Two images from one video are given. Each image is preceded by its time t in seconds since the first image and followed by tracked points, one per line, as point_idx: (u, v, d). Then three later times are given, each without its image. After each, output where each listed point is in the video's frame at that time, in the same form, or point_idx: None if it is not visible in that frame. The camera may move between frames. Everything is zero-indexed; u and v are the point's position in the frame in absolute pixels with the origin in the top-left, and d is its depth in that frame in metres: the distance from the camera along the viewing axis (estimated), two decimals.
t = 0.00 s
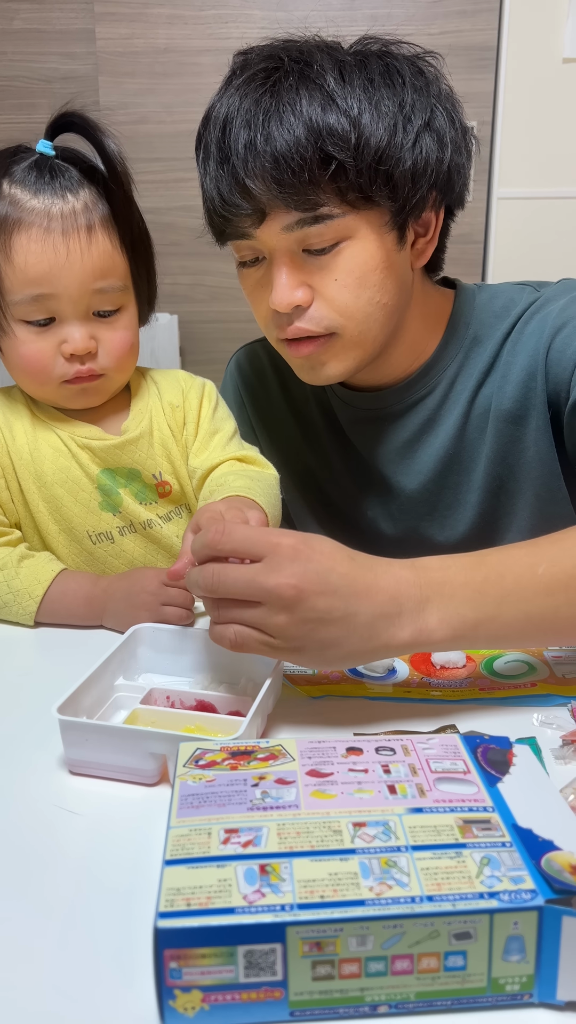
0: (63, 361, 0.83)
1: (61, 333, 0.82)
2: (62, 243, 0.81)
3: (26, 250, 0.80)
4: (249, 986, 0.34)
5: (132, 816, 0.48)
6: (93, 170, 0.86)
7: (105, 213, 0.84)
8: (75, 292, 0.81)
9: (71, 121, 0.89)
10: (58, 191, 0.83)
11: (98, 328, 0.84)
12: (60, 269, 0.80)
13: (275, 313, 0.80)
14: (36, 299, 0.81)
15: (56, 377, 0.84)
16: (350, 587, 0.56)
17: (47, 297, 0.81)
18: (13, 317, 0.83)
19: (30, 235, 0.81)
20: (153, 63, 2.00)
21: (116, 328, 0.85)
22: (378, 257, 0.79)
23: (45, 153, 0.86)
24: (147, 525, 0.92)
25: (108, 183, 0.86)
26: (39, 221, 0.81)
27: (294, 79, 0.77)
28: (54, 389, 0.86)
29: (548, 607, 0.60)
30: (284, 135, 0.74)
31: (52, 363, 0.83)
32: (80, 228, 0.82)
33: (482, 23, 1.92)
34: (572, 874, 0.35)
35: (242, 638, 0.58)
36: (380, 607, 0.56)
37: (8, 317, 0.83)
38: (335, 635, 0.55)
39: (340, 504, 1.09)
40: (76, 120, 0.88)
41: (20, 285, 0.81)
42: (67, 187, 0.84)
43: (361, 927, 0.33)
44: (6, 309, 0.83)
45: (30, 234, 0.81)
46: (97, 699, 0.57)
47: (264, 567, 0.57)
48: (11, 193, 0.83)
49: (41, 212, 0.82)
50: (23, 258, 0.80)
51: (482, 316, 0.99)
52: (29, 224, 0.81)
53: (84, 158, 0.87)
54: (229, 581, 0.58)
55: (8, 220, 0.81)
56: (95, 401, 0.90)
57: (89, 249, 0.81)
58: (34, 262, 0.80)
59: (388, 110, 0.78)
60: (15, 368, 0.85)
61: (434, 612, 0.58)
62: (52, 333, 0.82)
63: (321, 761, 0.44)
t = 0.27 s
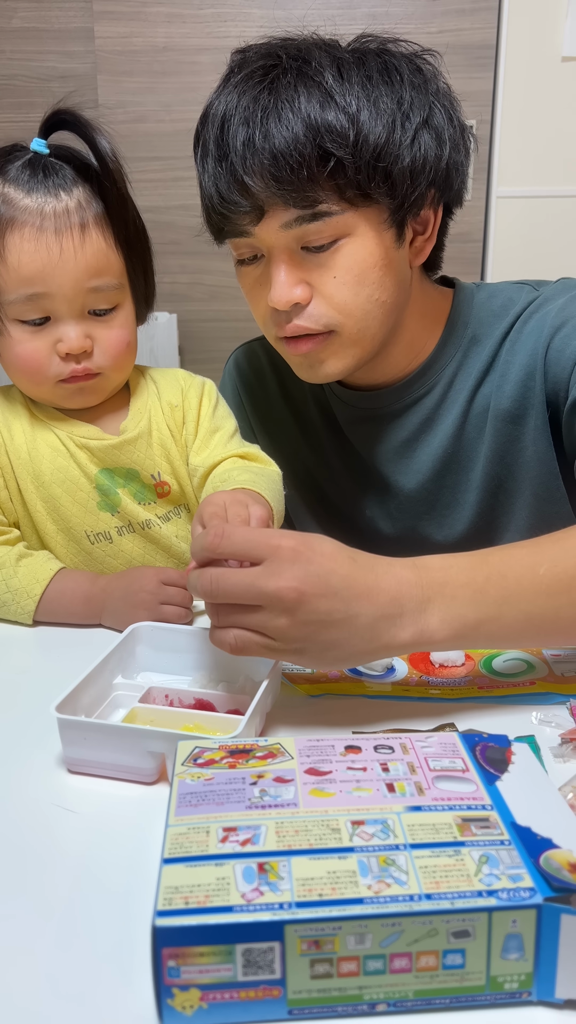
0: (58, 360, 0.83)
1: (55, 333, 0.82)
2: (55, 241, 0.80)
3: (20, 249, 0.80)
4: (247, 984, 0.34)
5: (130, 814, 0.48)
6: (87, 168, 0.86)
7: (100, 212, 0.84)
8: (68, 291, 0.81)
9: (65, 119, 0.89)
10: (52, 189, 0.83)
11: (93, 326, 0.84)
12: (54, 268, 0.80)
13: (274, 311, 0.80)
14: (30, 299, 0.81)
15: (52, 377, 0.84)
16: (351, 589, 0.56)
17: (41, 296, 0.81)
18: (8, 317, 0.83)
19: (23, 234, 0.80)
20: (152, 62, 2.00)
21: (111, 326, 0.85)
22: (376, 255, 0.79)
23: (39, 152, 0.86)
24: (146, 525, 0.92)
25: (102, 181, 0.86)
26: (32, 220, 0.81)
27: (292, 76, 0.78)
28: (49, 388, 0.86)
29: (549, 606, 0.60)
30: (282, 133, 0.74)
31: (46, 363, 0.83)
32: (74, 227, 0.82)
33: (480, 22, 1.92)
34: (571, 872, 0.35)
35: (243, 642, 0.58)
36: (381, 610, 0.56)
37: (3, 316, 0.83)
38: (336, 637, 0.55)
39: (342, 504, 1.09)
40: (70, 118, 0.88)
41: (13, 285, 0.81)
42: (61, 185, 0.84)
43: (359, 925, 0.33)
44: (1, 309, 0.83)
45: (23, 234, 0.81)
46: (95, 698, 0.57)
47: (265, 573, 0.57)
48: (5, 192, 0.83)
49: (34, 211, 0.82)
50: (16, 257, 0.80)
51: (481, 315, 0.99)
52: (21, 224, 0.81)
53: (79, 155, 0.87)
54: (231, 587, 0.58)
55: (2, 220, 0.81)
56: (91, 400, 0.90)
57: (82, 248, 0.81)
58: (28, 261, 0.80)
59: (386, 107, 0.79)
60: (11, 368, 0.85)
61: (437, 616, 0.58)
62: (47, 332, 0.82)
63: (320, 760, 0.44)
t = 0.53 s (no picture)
0: (61, 357, 0.83)
1: (58, 329, 0.82)
2: (59, 237, 0.80)
3: (23, 245, 0.80)
4: (245, 982, 0.34)
5: (128, 812, 0.48)
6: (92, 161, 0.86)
7: (105, 208, 0.84)
8: (72, 287, 0.81)
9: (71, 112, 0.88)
10: (57, 184, 0.83)
11: (96, 323, 0.84)
12: (57, 264, 0.80)
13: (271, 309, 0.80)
14: (33, 294, 0.81)
15: (55, 373, 0.84)
16: (357, 575, 0.56)
17: (44, 292, 0.81)
18: (12, 312, 0.83)
19: (27, 229, 0.80)
20: (151, 60, 2.00)
21: (115, 323, 0.85)
22: (372, 250, 0.79)
23: (46, 147, 0.86)
24: (146, 525, 0.92)
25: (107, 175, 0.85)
26: (37, 215, 0.81)
27: (287, 73, 0.78)
28: (53, 384, 0.86)
29: (554, 601, 0.60)
30: (277, 129, 0.74)
31: (50, 358, 0.83)
32: (78, 222, 0.82)
33: (480, 20, 1.92)
34: (570, 869, 0.35)
35: (254, 641, 0.57)
36: (390, 595, 0.56)
37: (7, 312, 0.83)
38: (347, 627, 0.56)
39: (342, 503, 1.08)
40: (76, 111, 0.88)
41: (17, 281, 0.81)
42: (66, 181, 0.84)
43: (358, 922, 0.33)
44: (3, 305, 0.83)
45: (27, 229, 0.80)
46: (93, 696, 0.56)
47: (273, 565, 0.57)
48: (10, 187, 0.83)
49: (38, 206, 0.81)
50: (19, 253, 0.80)
51: (481, 314, 0.99)
52: (26, 219, 0.81)
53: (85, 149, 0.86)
54: (238, 584, 0.57)
55: (6, 215, 0.81)
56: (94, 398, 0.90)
57: (86, 245, 0.81)
58: (31, 257, 0.80)
59: (381, 103, 0.79)
60: (15, 364, 0.85)
61: (444, 601, 0.58)
62: (50, 328, 0.82)
63: (319, 757, 0.44)
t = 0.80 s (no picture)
0: (82, 349, 0.83)
1: (81, 321, 0.82)
2: (86, 229, 0.80)
3: (50, 235, 0.80)
4: (249, 980, 0.34)
5: (131, 809, 0.48)
6: (122, 159, 0.87)
7: (134, 203, 0.84)
8: (98, 280, 0.81)
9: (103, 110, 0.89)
10: (86, 177, 0.83)
11: (118, 317, 0.84)
12: (82, 256, 0.80)
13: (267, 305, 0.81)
14: (57, 285, 0.81)
15: (75, 364, 0.84)
16: (361, 566, 0.56)
17: (69, 283, 0.81)
18: (36, 303, 0.82)
19: (56, 219, 0.80)
20: (151, 59, 2.00)
21: (138, 317, 0.85)
22: (366, 244, 0.79)
23: (76, 141, 0.86)
24: (156, 525, 0.92)
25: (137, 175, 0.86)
26: (65, 206, 0.81)
27: (275, 73, 0.79)
28: (74, 376, 0.86)
29: (556, 592, 0.60)
30: (265, 126, 0.75)
31: (71, 350, 0.83)
32: (106, 215, 0.82)
33: (480, 19, 1.92)
34: (574, 866, 0.35)
35: (257, 625, 0.58)
36: (394, 585, 0.57)
37: (30, 301, 0.83)
38: (351, 613, 0.56)
39: (344, 503, 1.08)
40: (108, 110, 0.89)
41: (42, 272, 0.81)
42: (95, 174, 0.84)
43: (362, 920, 0.33)
44: (27, 295, 0.82)
45: (54, 219, 0.80)
46: (95, 693, 0.56)
47: (279, 551, 0.57)
48: (39, 178, 0.83)
49: (66, 198, 0.81)
50: (46, 243, 0.80)
51: (481, 312, 0.99)
52: (54, 209, 0.81)
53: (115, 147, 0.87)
54: (244, 570, 0.58)
55: (34, 205, 0.81)
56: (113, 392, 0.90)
57: (112, 237, 0.81)
58: (57, 247, 0.80)
59: (369, 98, 0.79)
60: (36, 354, 0.85)
61: (446, 592, 0.59)
62: (73, 320, 0.82)
63: (322, 755, 0.44)
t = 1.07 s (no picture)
0: (86, 347, 0.83)
1: (86, 319, 0.82)
2: (93, 227, 0.80)
3: (57, 233, 0.80)
4: (251, 978, 0.34)
5: (133, 807, 0.48)
6: (130, 155, 0.86)
7: (142, 200, 0.84)
8: (104, 278, 0.81)
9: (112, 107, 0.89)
10: (94, 175, 0.83)
11: (124, 315, 0.83)
12: (89, 254, 0.80)
13: (267, 302, 0.81)
14: (62, 283, 0.81)
15: (79, 362, 0.84)
16: (363, 565, 0.57)
17: (74, 281, 0.81)
18: (41, 301, 0.82)
19: (62, 217, 0.80)
20: (151, 57, 1.99)
21: (142, 315, 0.85)
22: (365, 238, 0.79)
23: (86, 138, 0.86)
24: (157, 526, 0.92)
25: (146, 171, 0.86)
26: (72, 204, 0.81)
27: (270, 70, 0.79)
28: (77, 375, 0.86)
29: (556, 588, 0.61)
30: (262, 124, 0.75)
31: (74, 348, 0.83)
32: (113, 213, 0.82)
33: (481, 17, 1.92)
34: None
35: (264, 633, 0.58)
36: (395, 583, 0.58)
37: (35, 299, 0.83)
38: (355, 613, 0.57)
39: (343, 499, 1.08)
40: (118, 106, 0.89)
41: (47, 270, 0.81)
42: (103, 171, 0.84)
43: (364, 919, 0.33)
44: (32, 292, 0.82)
45: (60, 217, 0.80)
46: (97, 692, 0.57)
47: (282, 558, 0.57)
48: (46, 175, 0.83)
49: (74, 196, 0.81)
50: (51, 240, 0.80)
51: (481, 311, 0.99)
52: (61, 207, 0.81)
53: (124, 145, 0.87)
54: (248, 580, 0.58)
55: (40, 202, 0.81)
56: (118, 391, 0.90)
57: (120, 236, 0.81)
58: (64, 244, 0.80)
59: (364, 93, 0.79)
60: (40, 353, 0.85)
61: (446, 587, 0.59)
62: (77, 318, 0.82)
63: (323, 754, 0.44)
